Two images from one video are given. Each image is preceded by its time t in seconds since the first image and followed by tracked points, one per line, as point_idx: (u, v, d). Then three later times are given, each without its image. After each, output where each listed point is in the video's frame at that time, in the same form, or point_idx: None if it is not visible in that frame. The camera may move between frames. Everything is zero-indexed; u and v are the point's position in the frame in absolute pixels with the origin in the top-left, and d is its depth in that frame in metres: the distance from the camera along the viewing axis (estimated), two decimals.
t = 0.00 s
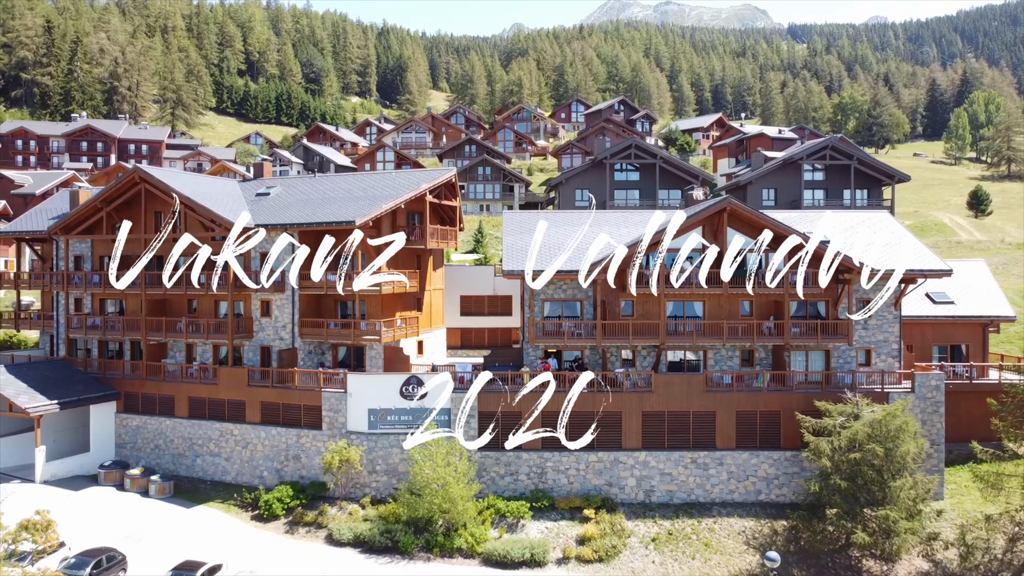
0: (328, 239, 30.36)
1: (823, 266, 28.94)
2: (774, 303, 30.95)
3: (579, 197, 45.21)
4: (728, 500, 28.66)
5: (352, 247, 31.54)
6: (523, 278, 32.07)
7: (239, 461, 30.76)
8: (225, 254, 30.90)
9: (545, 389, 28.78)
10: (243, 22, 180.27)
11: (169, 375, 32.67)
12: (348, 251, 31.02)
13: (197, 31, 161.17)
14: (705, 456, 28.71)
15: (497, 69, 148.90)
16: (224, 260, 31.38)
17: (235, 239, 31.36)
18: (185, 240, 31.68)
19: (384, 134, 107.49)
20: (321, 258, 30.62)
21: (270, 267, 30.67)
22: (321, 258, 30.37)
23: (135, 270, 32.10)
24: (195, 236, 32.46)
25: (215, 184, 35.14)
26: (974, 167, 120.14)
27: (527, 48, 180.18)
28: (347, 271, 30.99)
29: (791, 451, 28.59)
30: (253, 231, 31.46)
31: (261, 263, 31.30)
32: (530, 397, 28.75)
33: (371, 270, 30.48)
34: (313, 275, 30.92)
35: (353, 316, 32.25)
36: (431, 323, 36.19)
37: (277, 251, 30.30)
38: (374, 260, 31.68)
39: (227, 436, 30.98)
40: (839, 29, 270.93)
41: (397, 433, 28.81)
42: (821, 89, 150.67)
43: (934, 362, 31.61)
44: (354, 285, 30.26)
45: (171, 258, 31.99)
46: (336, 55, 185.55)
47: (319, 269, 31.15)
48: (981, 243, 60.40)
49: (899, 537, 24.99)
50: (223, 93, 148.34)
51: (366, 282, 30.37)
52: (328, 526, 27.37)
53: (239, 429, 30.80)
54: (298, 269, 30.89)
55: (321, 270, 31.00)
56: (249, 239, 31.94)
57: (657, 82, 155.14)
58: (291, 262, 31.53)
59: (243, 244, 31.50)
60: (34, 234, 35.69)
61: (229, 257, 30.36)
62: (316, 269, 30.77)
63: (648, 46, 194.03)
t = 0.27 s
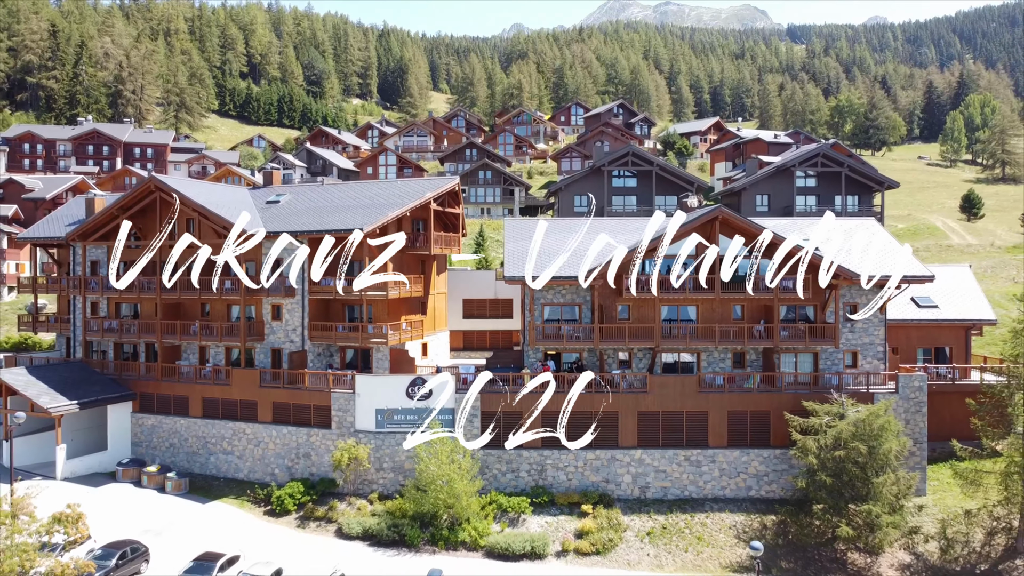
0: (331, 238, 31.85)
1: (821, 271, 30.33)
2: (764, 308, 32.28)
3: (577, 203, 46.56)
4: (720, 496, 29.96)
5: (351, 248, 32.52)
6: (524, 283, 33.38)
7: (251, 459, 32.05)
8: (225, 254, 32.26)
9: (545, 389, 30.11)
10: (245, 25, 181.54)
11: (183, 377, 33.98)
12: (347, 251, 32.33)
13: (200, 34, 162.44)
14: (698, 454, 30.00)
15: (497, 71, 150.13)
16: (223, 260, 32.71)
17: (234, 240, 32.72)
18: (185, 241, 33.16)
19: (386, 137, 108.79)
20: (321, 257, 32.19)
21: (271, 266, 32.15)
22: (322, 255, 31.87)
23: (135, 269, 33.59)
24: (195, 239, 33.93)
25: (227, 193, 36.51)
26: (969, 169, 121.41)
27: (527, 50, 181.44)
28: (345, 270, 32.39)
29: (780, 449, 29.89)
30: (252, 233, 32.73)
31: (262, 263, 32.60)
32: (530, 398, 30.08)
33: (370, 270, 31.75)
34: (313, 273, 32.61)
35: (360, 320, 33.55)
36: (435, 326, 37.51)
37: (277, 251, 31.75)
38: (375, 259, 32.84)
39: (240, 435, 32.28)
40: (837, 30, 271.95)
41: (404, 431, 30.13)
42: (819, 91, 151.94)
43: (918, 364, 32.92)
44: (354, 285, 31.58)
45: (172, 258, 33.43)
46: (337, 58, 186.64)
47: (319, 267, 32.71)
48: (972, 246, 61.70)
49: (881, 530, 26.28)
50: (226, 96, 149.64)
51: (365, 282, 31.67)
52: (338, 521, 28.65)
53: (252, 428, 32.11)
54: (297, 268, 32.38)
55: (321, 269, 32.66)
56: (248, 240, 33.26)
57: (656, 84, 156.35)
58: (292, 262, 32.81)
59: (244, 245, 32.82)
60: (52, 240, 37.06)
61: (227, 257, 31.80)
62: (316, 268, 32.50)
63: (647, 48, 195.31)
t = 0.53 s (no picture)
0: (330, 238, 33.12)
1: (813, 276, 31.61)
2: (756, 312, 33.62)
3: (575, 209, 48.21)
4: (713, 492, 31.28)
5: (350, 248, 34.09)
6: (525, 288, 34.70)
7: (263, 457, 33.36)
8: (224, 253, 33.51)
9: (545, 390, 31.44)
10: (247, 27, 182.75)
11: (197, 378, 35.30)
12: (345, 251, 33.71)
13: (202, 37, 163.63)
14: (692, 452, 31.32)
15: (498, 74, 151.40)
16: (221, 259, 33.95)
17: (233, 240, 33.94)
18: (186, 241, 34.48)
19: (388, 140, 110.07)
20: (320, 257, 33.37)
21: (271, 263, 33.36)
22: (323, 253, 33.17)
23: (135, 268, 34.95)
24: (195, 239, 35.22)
25: (239, 200, 37.91)
26: (965, 172, 122.79)
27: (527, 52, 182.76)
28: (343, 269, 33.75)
29: (770, 447, 31.22)
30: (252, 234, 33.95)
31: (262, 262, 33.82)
32: (531, 398, 31.42)
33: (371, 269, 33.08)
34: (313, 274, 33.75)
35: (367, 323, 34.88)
36: (438, 328, 38.84)
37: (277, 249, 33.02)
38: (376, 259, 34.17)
39: (252, 434, 33.59)
40: (836, 31, 273.25)
41: (410, 430, 31.46)
42: (816, 93, 153.24)
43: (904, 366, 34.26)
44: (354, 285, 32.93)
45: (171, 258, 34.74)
46: (338, 60, 187.83)
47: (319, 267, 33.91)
48: (962, 250, 63.00)
49: (866, 524, 27.59)
50: (228, 98, 150.91)
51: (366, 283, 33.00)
52: (347, 515, 29.96)
53: (263, 427, 33.42)
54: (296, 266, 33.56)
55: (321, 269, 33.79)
56: (248, 240, 34.52)
57: (655, 86, 157.59)
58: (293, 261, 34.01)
59: (244, 245, 34.06)
60: (69, 245, 38.37)
61: (226, 257, 33.11)
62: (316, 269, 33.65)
63: (646, 50, 196.61)
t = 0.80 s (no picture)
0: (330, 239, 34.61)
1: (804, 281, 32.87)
2: (747, 316, 34.94)
3: (575, 214, 49.60)
4: (706, 488, 32.59)
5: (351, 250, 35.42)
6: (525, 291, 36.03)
7: (274, 455, 34.67)
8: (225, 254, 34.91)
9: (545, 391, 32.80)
10: (249, 30, 184.05)
11: (209, 378, 36.61)
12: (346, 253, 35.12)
13: (204, 39, 164.88)
14: (687, 450, 32.63)
15: (498, 77, 152.64)
16: (222, 259, 35.34)
17: (233, 242, 35.24)
18: (186, 241, 35.74)
19: (389, 144, 111.37)
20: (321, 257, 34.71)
21: (271, 261, 34.70)
22: (323, 252, 34.58)
23: (137, 268, 36.40)
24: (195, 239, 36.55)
25: (249, 207, 39.24)
26: (960, 174, 124.07)
27: (527, 55, 184.09)
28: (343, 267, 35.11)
29: (761, 445, 32.55)
30: (252, 234, 35.28)
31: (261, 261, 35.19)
32: (532, 398, 32.79)
33: (371, 270, 34.38)
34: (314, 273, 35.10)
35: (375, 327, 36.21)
36: (442, 331, 40.15)
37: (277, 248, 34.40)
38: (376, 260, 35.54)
39: (263, 433, 34.89)
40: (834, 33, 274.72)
41: (415, 430, 32.79)
42: (814, 96, 154.48)
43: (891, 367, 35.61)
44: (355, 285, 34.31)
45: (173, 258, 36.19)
46: (339, 62, 189.04)
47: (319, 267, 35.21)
48: (954, 253, 64.31)
49: (852, 520, 28.87)
50: (231, 100, 152.23)
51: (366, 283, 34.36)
52: (355, 511, 31.25)
53: (274, 427, 34.73)
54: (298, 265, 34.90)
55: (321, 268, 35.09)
56: (248, 240, 35.90)
57: (655, 88, 158.76)
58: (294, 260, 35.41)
59: (244, 245, 35.37)
60: (85, 251, 39.67)
61: (227, 257, 34.55)
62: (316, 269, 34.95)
63: (645, 52, 197.83)
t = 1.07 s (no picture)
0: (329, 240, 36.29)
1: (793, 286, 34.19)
2: (739, 318, 36.29)
3: (574, 219, 50.95)
4: (700, 485, 33.92)
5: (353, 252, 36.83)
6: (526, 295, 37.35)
7: (284, 453, 36.00)
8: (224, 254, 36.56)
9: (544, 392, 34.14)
10: (251, 32, 185.24)
11: (221, 380, 37.93)
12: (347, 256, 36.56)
13: (207, 42, 166.05)
14: (681, 448, 33.96)
15: (498, 79, 153.85)
16: (222, 258, 36.95)
17: (232, 242, 36.92)
18: (185, 240, 37.98)
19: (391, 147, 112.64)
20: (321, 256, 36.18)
21: (271, 262, 36.10)
22: (321, 254, 36.03)
23: (140, 263, 38.29)
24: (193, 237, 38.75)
25: (258, 213, 40.56)
26: (955, 177, 125.32)
27: (527, 57, 185.30)
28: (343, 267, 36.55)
29: (753, 443, 33.87)
30: (251, 235, 36.84)
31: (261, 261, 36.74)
32: (532, 399, 34.15)
33: (371, 270, 35.75)
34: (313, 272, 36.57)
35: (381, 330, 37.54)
36: (445, 333, 41.50)
37: (276, 251, 35.81)
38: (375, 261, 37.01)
39: (273, 432, 36.21)
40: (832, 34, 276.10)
41: (420, 429, 34.13)
42: (811, 99, 155.70)
43: (878, 368, 36.94)
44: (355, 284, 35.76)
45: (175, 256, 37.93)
46: (340, 64, 190.22)
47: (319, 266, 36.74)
48: (945, 256, 65.61)
49: (838, 515, 30.20)
50: (233, 103, 153.52)
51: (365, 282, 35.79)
52: (363, 507, 32.57)
53: (283, 426, 36.06)
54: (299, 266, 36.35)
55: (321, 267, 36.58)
56: (248, 240, 37.32)
57: (654, 90, 159.95)
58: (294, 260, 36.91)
59: (244, 244, 37.01)
60: (99, 256, 41.00)
61: (226, 257, 36.28)
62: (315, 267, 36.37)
63: (644, 54, 198.99)
